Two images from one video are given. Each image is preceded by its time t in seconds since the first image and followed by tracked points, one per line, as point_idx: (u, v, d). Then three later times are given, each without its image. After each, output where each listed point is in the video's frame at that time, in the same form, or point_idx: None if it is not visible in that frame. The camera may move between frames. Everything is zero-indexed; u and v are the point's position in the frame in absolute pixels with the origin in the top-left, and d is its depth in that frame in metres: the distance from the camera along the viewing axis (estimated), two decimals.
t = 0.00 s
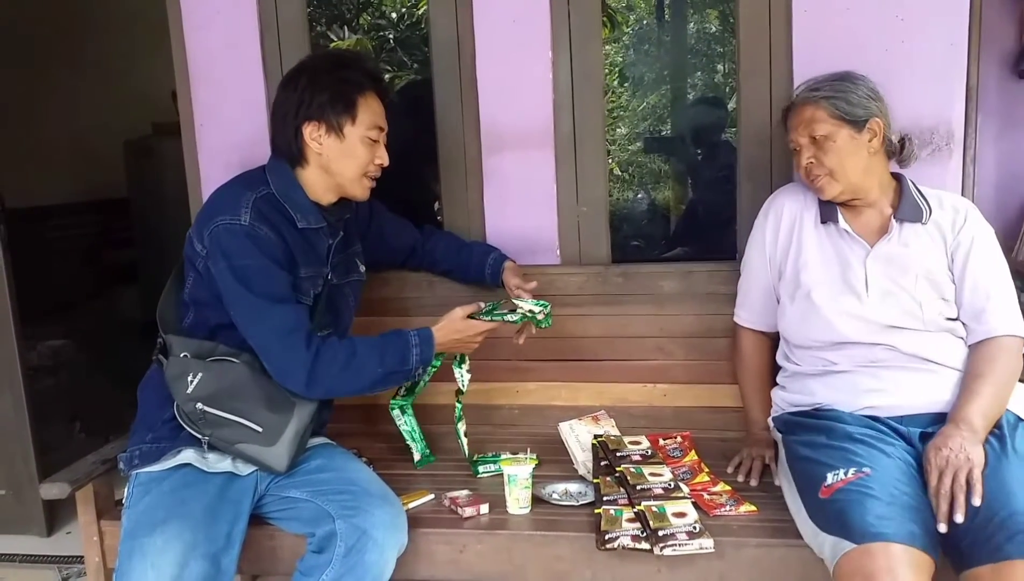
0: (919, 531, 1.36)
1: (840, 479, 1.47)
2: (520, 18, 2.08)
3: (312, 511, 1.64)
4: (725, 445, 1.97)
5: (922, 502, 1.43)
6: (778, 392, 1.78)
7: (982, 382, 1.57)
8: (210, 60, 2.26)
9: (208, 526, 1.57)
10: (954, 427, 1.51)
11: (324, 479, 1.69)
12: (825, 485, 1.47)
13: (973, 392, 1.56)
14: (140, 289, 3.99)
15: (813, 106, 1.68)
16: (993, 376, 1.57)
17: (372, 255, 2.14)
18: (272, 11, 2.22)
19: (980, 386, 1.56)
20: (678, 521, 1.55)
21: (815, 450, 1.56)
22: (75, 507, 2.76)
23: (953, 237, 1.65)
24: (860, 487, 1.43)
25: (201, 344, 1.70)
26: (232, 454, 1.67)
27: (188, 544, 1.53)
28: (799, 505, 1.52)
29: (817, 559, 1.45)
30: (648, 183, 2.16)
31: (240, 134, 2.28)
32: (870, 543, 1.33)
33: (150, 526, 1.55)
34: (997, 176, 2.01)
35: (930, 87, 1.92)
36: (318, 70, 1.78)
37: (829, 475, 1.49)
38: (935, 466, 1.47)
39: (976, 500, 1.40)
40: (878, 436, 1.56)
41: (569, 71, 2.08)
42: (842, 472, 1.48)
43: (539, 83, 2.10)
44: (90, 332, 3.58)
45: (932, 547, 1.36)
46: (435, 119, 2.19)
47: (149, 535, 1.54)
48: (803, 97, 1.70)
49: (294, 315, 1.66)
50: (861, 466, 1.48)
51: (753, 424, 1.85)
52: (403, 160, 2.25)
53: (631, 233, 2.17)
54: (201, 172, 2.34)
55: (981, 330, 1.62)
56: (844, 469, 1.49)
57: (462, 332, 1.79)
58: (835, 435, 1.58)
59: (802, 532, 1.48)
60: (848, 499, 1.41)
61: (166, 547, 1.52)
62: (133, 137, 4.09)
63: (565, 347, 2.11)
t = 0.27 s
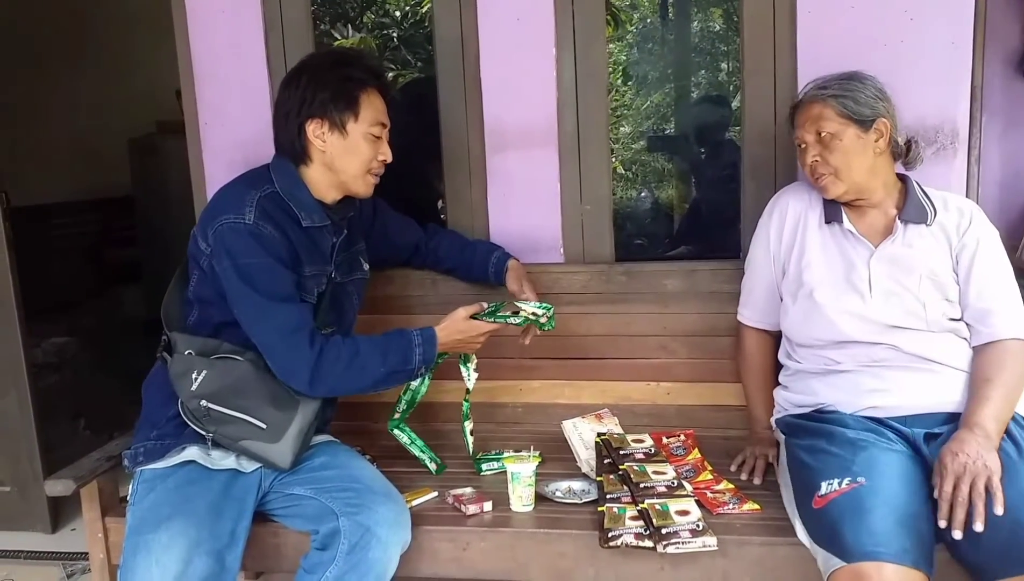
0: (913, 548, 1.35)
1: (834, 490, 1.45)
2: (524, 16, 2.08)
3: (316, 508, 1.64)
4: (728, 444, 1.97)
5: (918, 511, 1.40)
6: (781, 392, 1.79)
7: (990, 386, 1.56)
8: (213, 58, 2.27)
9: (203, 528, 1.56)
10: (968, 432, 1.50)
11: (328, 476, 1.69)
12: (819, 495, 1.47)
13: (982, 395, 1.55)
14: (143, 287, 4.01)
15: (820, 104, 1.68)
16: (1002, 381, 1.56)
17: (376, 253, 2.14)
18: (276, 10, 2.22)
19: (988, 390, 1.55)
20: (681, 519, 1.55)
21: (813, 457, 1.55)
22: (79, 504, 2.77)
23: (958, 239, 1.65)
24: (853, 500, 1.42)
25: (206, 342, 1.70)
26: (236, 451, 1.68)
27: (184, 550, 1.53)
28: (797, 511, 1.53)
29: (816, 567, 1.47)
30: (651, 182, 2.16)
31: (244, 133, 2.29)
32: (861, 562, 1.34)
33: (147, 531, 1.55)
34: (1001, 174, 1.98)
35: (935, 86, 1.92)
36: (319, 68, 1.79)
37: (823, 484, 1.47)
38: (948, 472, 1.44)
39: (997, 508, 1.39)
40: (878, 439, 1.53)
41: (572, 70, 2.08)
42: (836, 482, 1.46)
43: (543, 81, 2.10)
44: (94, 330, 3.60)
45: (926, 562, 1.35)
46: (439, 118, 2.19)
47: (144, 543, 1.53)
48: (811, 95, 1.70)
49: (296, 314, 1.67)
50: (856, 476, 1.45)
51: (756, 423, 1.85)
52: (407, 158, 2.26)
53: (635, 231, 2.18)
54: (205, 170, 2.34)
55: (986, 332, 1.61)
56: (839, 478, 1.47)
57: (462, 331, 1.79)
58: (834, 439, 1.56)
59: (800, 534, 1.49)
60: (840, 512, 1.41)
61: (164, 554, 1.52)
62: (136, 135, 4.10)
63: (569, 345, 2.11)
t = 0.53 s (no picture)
0: (894, 549, 1.33)
1: (816, 492, 1.45)
2: (524, 15, 2.08)
3: (314, 508, 1.64)
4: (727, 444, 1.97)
5: (903, 512, 1.39)
6: (781, 391, 1.78)
7: (1000, 389, 1.55)
8: (213, 56, 2.26)
9: (189, 528, 1.55)
10: (980, 433, 1.49)
11: (326, 476, 1.69)
12: (801, 498, 1.46)
13: (993, 397, 1.54)
14: (142, 287, 4.03)
15: (828, 103, 1.67)
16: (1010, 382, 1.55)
17: (376, 252, 2.14)
18: (276, 9, 2.22)
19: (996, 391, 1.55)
20: (679, 519, 1.55)
21: (799, 459, 1.55)
22: (78, 504, 2.77)
23: (964, 244, 1.65)
24: (836, 502, 1.41)
25: (205, 341, 1.69)
26: (234, 452, 1.68)
27: (169, 551, 1.52)
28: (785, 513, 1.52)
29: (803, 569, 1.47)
30: (651, 182, 2.16)
31: (243, 132, 2.28)
32: (840, 562, 1.33)
33: (136, 532, 1.55)
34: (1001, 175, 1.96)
35: (935, 86, 1.92)
36: (315, 66, 1.78)
37: (805, 487, 1.47)
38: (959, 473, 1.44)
39: (1012, 509, 1.39)
40: (864, 440, 1.53)
41: (573, 69, 2.08)
42: (818, 484, 1.46)
43: (542, 80, 2.10)
44: (94, 331, 3.60)
45: (910, 562, 1.34)
46: (438, 117, 2.19)
47: (132, 545, 1.53)
48: (819, 94, 1.69)
49: (296, 314, 1.66)
50: (837, 478, 1.45)
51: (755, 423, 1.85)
52: (406, 158, 2.25)
53: (634, 231, 2.17)
54: (204, 170, 2.34)
55: (991, 336, 1.61)
56: (821, 480, 1.47)
57: (462, 332, 1.78)
58: (820, 441, 1.56)
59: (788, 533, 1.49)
60: (822, 515, 1.40)
61: (150, 556, 1.52)
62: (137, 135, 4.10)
63: (568, 345, 2.11)
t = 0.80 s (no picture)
0: (896, 548, 1.33)
1: (818, 491, 1.45)
2: (524, 14, 2.08)
3: (313, 506, 1.64)
4: (726, 443, 1.97)
5: (904, 511, 1.39)
6: (780, 390, 1.78)
7: (1001, 389, 1.55)
8: (212, 54, 2.26)
9: (190, 527, 1.55)
10: (983, 430, 1.50)
11: (325, 474, 1.69)
12: (803, 498, 1.46)
13: (994, 396, 1.55)
14: (140, 285, 4.04)
15: (834, 100, 1.67)
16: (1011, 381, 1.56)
17: (374, 251, 2.13)
18: (275, 7, 2.22)
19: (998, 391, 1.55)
20: (678, 518, 1.55)
21: (801, 458, 1.55)
22: (76, 502, 2.77)
23: (966, 245, 1.65)
24: (837, 502, 1.41)
25: (203, 340, 1.69)
26: (233, 450, 1.68)
27: (171, 550, 1.52)
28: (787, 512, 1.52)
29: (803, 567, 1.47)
30: (650, 181, 2.16)
31: (242, 130, 2.28)
32: (843, 562, 1.33)
33: (137, 531, 1.55)
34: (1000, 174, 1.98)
35: (934, 85, 1.92)
36: (310, 64, 1.78)
37: (808, 486, 1.47)
38: (961, 468, 1.44)
39: (1011, 508, 1.39)
40: (864, 439, 1.53)
41: (572, 67, 2.07)
42: (820, 484, 1.46)
43: (542, 79, 2.09)
44: (92, 329, 3.60)
45: (911, 561, 1.34)
46: (437, 115, 2.19)
47: (133, 545, 1.53)
48: (825, 92, 1.69)
49: (294, 312, 1.66)
50: (840, 477, 1.45)
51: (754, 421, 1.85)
52: (405, 156, 2.25)
53: (633, 230, 2.17)
54: (203, 168, 2.34)
55: (992, 337, 1.60)
56: (823, 480, 1.47)
57: (460, 331, 1.78)
58: (822, 440, 1.56)
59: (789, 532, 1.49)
60: (825, 514, 1.40)
61: (151, 555, 1.51)
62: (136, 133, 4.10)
63: (567, 343, 2.11)
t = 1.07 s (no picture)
0: (892, 547, 1.33)
1: (815, 490, 1.45)
2: (521, 12, 2.07)
3: (311, 506, 1.64)
4: (723, 441, 1.97)
5: (900, 510, 1.39)
6: (778, 389, 1.78)
7: (1001, 388, 1.55)
8: (210, 53, 2.26)
9: (188, 526, 1.55)
10: (983, 429, 1.50)
11: (323, 474, 1.69)
12: (801, 496, 1.46)
13: (993, 395, 1.55)
14: (138, 284, 4.04)
15: (835, 98, 1.67)
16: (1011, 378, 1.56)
17: (371, 250, 2.13)
18: (273, 6, 2.21)
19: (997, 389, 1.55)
20: (676, 516, 1.55)
21: (798, 457, 1.55)
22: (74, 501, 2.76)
23: (964, 244, 1.65)
24: (833, 500, 1.41)
25: (201, 338, 1.70)
26: (231, 449, 1.67)
27: (168, 549, 1.52)
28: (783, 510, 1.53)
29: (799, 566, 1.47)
30: (648, 180, 2.16)
31: (240, 129, 2.28)
32: (838, 561, 1.33)
33: (134, 530, 1.55)
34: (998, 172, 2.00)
35: (931, 83, 1.92)
36: (307, 63, 1.78)
37: (805, 485, 1.47)
38: (962, 466, 1.44)
39: (1009, 507, 1.39)
40: (862, 438, 1.53)
41: (569, 66, 2.07)
42: (817, 482, 1.46)
43: (540, 78, 2.09)
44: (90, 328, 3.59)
45: (907, 559, 1.34)
46: (435, 114, 2.19)
47: (130, 544, 1.53)
48: (827, 89, 1.69)
49: (291, 311, 1.66)
50: (837, 476, 1.45)
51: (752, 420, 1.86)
52: (403, 155, 2.25)
53: (631, 229, 2.17)
54: (200, 166, 2.33)
55: (990, 335, 1.61)
56: (820, 478, 1.47)
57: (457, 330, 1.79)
58: (819, 438, 1.56)
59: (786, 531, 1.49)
60: (822, 512, 1.40)
61: (148, 554, 1.51)
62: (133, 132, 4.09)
63: (565, 342, 2.11)
